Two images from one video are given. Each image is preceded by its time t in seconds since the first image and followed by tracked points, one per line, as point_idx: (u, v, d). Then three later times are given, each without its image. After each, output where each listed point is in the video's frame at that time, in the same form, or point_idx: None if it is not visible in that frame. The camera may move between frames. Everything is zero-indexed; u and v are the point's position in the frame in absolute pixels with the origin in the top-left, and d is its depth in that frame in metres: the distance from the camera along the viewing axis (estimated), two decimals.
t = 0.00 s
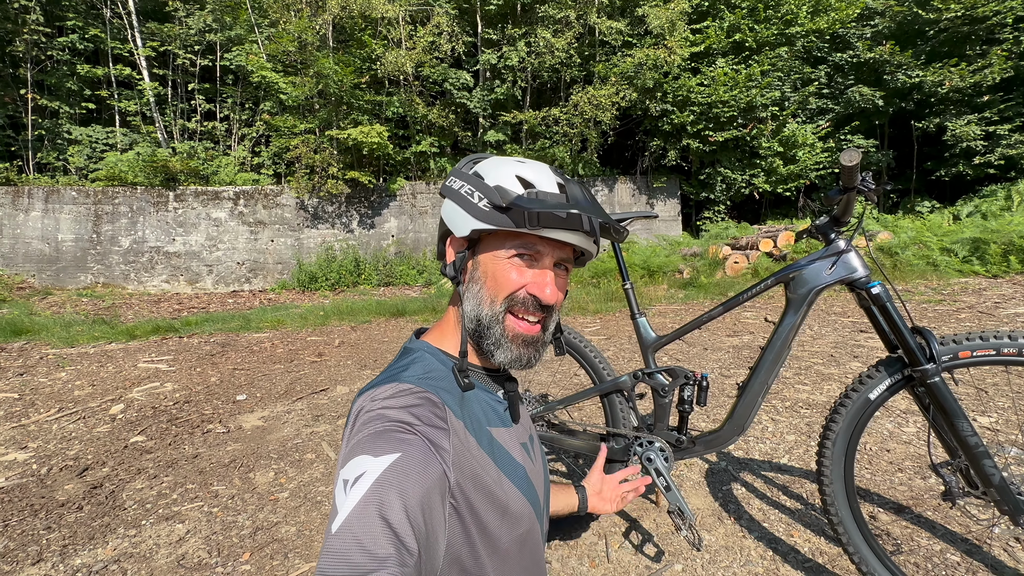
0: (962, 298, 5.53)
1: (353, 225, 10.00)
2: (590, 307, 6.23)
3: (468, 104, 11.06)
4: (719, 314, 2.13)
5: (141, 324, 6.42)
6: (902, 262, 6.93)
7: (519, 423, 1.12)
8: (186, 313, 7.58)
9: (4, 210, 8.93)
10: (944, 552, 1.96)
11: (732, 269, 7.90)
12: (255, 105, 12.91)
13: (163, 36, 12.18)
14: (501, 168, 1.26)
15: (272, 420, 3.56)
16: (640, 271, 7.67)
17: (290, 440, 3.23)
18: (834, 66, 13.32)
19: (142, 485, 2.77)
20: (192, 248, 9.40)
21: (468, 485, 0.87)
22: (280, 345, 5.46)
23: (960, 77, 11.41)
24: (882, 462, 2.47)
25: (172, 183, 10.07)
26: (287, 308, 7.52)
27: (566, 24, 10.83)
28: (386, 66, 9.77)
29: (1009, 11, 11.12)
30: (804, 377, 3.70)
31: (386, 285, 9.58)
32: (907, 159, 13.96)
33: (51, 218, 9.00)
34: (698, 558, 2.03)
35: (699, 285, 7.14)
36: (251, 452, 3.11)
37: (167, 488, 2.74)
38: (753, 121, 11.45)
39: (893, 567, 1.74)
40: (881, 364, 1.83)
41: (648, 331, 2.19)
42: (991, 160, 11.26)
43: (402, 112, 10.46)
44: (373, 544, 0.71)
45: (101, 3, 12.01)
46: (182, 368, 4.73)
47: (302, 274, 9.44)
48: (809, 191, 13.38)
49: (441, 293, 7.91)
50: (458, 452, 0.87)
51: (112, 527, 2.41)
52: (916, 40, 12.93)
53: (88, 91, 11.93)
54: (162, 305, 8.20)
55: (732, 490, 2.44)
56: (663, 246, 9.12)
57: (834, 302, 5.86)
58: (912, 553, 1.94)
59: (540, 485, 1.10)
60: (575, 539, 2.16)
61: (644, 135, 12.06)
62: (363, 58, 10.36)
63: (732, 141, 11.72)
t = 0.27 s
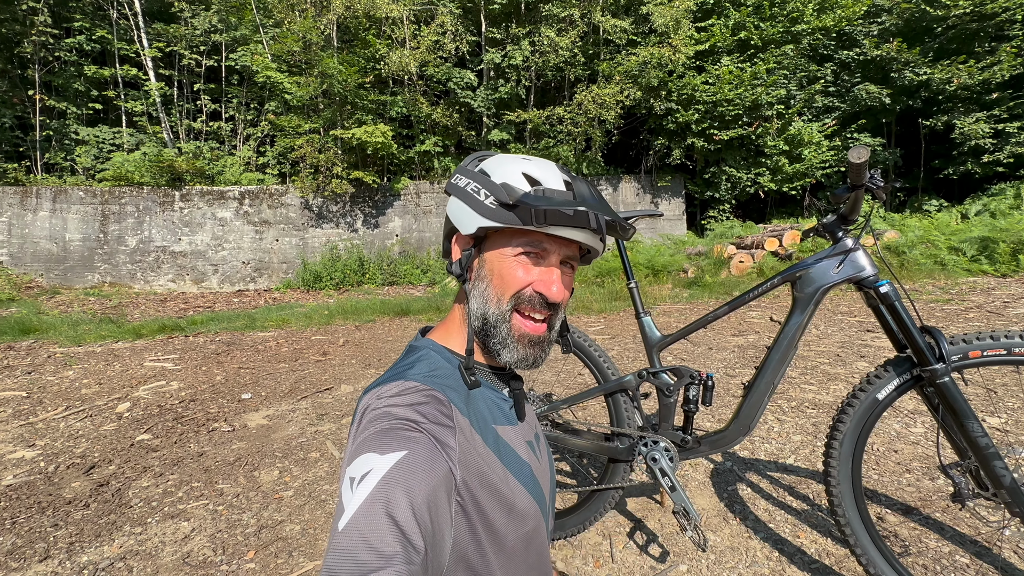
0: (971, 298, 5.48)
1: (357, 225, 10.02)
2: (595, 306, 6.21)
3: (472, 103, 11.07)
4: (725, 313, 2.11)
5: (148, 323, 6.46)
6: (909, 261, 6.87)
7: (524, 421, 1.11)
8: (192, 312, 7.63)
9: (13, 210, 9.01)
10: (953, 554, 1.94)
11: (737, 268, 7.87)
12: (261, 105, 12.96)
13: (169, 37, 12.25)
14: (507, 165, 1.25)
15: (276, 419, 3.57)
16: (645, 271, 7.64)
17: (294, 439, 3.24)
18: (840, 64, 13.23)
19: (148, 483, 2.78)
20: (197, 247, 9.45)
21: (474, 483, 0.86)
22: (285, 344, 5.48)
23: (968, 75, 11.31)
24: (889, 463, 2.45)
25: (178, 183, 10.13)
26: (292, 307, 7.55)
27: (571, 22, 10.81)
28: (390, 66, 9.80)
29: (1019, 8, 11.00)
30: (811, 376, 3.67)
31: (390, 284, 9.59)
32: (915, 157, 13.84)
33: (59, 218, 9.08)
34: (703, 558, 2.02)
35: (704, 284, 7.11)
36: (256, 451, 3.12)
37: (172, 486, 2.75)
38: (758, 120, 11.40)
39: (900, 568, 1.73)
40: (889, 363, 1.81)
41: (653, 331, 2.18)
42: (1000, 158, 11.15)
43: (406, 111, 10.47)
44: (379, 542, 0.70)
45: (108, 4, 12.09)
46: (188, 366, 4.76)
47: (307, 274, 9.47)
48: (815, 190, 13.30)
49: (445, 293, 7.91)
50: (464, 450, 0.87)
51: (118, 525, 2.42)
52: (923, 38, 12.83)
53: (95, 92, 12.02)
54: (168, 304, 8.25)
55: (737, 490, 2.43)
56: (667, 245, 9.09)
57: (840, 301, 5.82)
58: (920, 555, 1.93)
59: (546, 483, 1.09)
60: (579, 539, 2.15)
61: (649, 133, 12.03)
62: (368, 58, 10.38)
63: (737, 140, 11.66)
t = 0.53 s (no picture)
0: (981, 298, 5.42)
1: (363, 225, 10.06)
2: (600, 306, 6.20)
3: (478, 104, 11.11)
4: (729, 313, 2.10)
5: (157, 322, 6.53)
6: (919, 261, 6.80)
7: (526, 420, 1.12)
8: (201, 312, 7.70)
9: (25, 210, 9.14)
10: (962, 557, 1.92)
11: (744, 268, 7.84)
12: (268, 106, 13.05)
13: (177, 39, 12.37)
14: (506, 165, 1.26)
15: (283, 418, 3.60)
16: (651, 271, 7.62)
17: (301, 438, 3.26)
18: (849, 63, 13.11)
19: (156, 481, 2.82)
20: (206, 248, 9.53)
21: (479, 480, 0.86)
22: (291, 343, 5.51)
23: (979, 72, 11.17)
24: (897, 464, 2.43)
25: (186, 184, 10.23)
26: (298, 307, 7.60)
27: (576, 22, 10.80)
28: (396, 67, 9.83)
29: None
30: (817, 377, 3.65)
31: (396, 284, 9.62)
32: (924, 156, 13.70)
33: (70, 219, 9.20)
34: (708, 559, 2.01)
35: (710, 284, 7.08)
36: (263, 449, 3.15)
37: (180, 484, 2.78)
38: (765, 119, 11.34)
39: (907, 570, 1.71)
40: (895, 364, 1.80)
41: (657, 331, 2.17)
42: (1012, 157, 11.02)
43: (412, 112, 10.51)
44: (385, 538, 0.70)
45: (118, 8, 12.23)
46: (196, 365, 4.80)
47: (313, 274, 9.53)
48: (822, 189, 13.19)
49: (450, 293, 7.92)
50: (468, 447, 0.87)
51: (128, 522, 2.45)
52: (933, 35, 12.70)
53: (105, 94, 12.16)
54: (177, 304, 8.33)
55: (742, 491, 2.42)
56: (673, 245, 9.06)
57: (848, 302, 5.77)
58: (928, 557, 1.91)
59: (548, 482, 1.09)
60: (582, 539, 2.15)
61: (654, 133, 12.00)
62: (374, 59, 10.41)
63: (744, 139, 11.60)
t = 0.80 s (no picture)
0: (997, 298, 5.31)
1: (371, 226, 10.08)
2: (608, 307, 6.17)
3: (484, 104, 11.12)
4: (739, 314, 2.07)
5: (167, 323, 6.59)
6: (933, 261, 6.69)
7: (531, 422, 1.10)
8: (210, 313, 7.76)
9: (39, 213, 9.29)
10: (980, 564, 1.88)
11: (753, 268, 7.76)
12: (276, 109, 13.14)
13: (188, 43, 12.51)
14: (506, 164, 1.23)
15: (291, 419, 3.61)
16: (659, 271, 7.57)
17: (308, 439, 3.27)
18: (859, 60, 12.96)
19: (165, 481, 2.83)
20: (215, 249, 9.62)
21: (482, 485, 0.85)
22: (299, 344, 5.54)
23: (994, 68, 10.99)
24: (912, 468, 2.38)
25: (196, 187, 10.32)
26: (307, 308, 7.64)
27: (583, 22, 10.77)
28: (403, 69, 9.87)
29: None
30: (829, 379, 3.60)
31: (403, 285, 9.65)
32: (937, 154, 13.51)
33: (83, 221, 9.32)
34: (717, 565, 1.98)
35: (719, 285, 7.02)
36: (271, 450, 3.16)
37: (188, 484, 2.79)
38: (774, 117, 11.24)
39: None
40: (910, 366, 1.75)
41: (665, 332, 2.14)
42: None
43: (419, 113, 10.53)
44: (387, 546, 0.69)
45: (130, 13, 12.40)
46: (205, 366, 4.84)
47: (321, 275, 9.57)
48: (833, 188, 13.04)
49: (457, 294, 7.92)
50: (471, 452, 0.86)
51: (137, 522, 2.46)
52: (946, 31, 12.51)
53: (117, 98, 12.32)
54: (187, 305, 8.41)
55: (753, 495, 2.38)
56: (682, 245, 8.99)
57: (860, 302, 5.69)
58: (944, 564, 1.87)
59: (553, 486, 1.08)
60: (590, 543, 2.12)
61: (662, 133, 11.93)
62: (381, 61, 10.44)
63: (753, 138, 11.50)
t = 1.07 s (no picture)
0: (1015, 296, 5.20)
1: (379, 229, 10.13)
2: (616, 308, 6.14)
3: (492, 106, 11.17)
4: (747, 313, 2.05)
5: (179, 326, 6.68)
6: (948, 259, 6.57)
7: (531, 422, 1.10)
8: (222, 316, 7.85)
9: (56, 219, 9.47)
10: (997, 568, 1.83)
11: (763, 268, 7.69)
12: (286, 113, 13.27)
13: (199, 50, 12.69)
14: (522, 161, 1.19)
15: (300, 420, 3.63)
16: (667, 271, 7.52)
17: (317, 440, 3.29)
18: (871, 56, 12.78)
19: (177, 482, 2.87)
20: (227, 253, 9.73)
21: (481, 485, 0.84)
22: (308, 346, 5.58)
23: (1010, 63, 10.80)
24: (927, 470, 2.33)
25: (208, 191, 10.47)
26: (316, 311, 7.70)
27: (590, 23, 10.77)
28: (410, 72, 9.93)
29: None
30: (841, 379, 3.54)
31: (412, 287, 9.68)
32: (952, 150, 13.28)
33: (98, 226, 9.49)
34: (726, 567, 1.95)
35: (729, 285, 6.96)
36: (280, 451, 3.18)
37: (199, 485, 2.82)
38: (784, 115, 11.13)
39: None
40: (923, 365, 1.72)
41: (672, 332, 2.13)
42: None
43: (426, 116, 10.56)
44: (384, 547, 0.68)
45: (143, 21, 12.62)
46: (217, 368, 4.89)
47: (331, 278, 9.63)
48: (845, 186, 12.87)
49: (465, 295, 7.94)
50: (469, 451, 0.85)
51: (148, 522, 2.50)
52: (960, 25, 12.31)
53: (131, 105, 12.53)
54: (200, 308, 8.52)
55: (763, 496, 2.35)
56: (691, 245, 8.93)
57: (873, 301, 5.61)
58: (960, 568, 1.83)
59: (553, 485, 1.07)
60: (597, 544, 2.11)
61: (670, 132, 11.87)
62: (388, 65, 10.50)
63: (762, 136, 11.40)
